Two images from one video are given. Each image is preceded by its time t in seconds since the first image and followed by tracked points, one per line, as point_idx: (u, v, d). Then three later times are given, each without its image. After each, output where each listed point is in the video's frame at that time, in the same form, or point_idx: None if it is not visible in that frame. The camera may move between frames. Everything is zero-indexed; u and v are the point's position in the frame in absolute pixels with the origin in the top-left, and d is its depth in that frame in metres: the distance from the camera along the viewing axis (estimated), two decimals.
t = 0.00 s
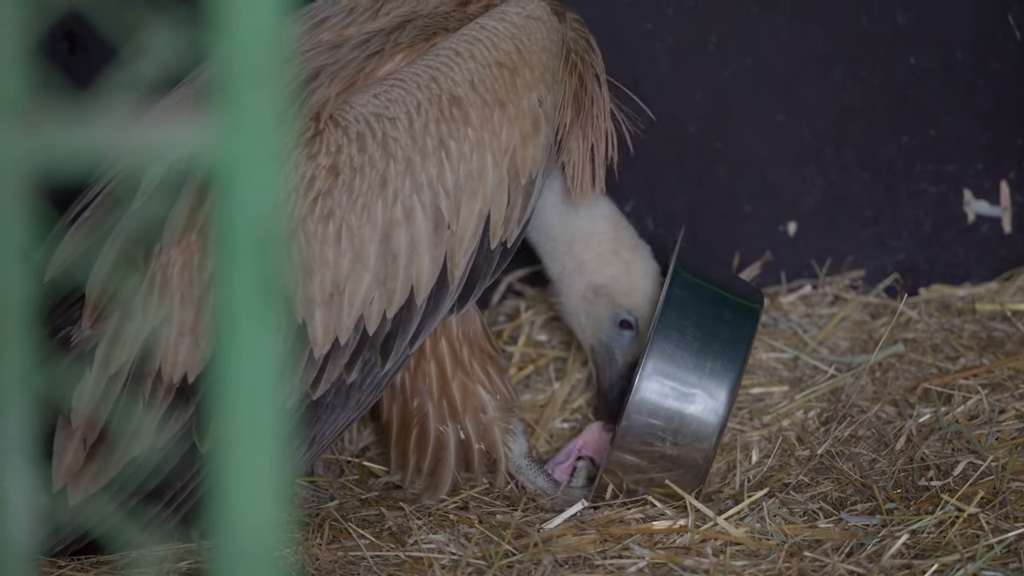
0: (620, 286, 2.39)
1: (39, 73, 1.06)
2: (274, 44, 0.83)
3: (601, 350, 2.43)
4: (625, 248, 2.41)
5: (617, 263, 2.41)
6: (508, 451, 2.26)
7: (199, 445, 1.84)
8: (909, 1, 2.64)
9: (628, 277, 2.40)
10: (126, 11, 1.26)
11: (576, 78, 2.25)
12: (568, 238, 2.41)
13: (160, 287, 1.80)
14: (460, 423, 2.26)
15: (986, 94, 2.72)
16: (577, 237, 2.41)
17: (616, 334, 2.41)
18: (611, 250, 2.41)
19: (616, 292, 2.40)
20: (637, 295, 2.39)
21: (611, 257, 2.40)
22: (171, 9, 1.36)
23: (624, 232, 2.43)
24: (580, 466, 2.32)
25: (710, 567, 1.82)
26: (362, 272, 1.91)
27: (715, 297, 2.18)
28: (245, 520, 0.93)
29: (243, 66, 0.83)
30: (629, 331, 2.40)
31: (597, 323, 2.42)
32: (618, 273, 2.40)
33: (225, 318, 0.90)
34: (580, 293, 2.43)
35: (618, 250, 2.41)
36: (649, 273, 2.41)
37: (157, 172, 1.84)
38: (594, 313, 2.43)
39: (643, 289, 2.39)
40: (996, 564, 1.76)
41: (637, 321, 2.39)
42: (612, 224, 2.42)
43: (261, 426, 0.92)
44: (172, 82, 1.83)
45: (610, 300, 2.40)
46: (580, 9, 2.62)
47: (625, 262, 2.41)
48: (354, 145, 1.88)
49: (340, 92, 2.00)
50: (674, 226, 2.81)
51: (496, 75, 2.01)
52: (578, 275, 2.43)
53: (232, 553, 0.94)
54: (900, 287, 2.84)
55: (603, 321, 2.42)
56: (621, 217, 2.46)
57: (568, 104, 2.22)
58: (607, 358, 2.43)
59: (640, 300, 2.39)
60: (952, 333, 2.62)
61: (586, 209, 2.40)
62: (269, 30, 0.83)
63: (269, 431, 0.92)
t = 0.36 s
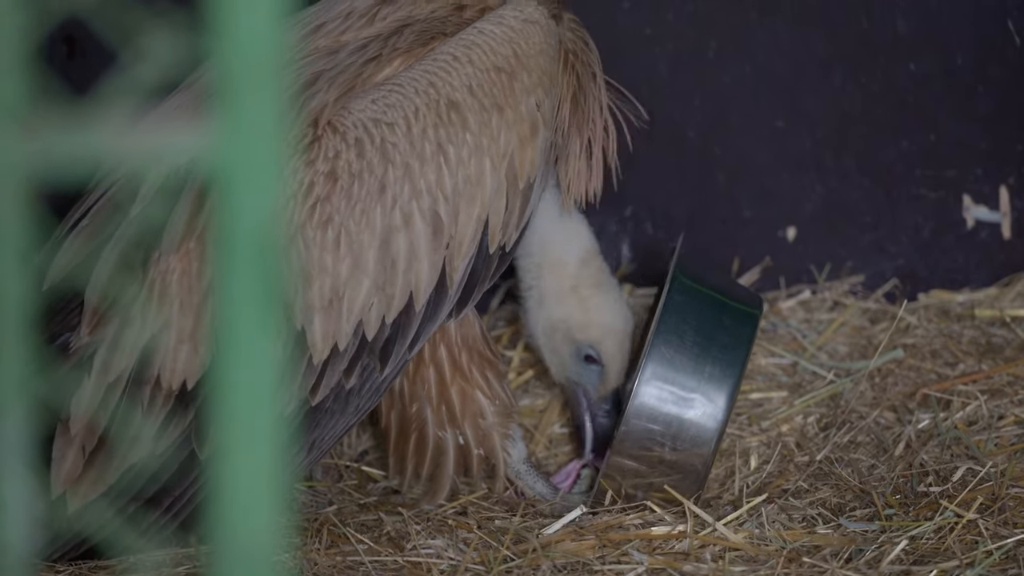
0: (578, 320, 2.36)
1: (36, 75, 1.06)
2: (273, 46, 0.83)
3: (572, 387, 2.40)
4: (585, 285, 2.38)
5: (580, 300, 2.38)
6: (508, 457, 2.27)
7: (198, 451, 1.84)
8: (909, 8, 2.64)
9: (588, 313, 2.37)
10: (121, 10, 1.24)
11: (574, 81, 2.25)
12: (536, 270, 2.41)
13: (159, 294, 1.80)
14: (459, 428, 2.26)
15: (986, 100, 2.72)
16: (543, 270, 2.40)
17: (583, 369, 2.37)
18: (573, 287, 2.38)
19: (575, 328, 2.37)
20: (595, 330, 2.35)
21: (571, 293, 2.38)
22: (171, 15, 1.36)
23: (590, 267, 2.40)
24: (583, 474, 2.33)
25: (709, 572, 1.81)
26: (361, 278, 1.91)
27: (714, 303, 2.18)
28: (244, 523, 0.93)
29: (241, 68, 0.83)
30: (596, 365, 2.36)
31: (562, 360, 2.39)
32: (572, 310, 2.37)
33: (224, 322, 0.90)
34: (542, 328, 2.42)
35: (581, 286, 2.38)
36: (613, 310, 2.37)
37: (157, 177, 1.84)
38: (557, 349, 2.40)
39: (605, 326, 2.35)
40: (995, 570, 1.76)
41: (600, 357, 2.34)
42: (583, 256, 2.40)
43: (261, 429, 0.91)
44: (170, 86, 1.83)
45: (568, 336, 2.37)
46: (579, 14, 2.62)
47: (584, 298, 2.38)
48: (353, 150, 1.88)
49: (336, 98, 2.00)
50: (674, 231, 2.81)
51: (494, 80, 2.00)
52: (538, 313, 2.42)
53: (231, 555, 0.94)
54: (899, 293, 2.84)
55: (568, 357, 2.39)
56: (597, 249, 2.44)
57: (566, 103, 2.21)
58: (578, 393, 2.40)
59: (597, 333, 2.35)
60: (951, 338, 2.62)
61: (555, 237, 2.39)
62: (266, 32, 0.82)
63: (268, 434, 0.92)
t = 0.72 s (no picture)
0: (600, 275, 2.40)
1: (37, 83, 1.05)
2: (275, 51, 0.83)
3: (581, 339, 2.44)
4: (608, 240, 2.41)
5: (601, 254, 2.41)
6: (508, 464, 2.26)
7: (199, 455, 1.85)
8: (909, 12, 2.64)
9: (610, 268, 2.40)
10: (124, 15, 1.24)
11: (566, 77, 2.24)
12: (554, 223, 2.39)
13: (159, 300, 1.81)
14: (458, 435, 2.27)
15: (987, 106, 2.72)
16: (562, 224, 2.39)
17: (595, 325, 2.41)
18: (596, 240, 2.40)
19: (596, 283, 2.41)
20: (618, 286, 2.40)
21: (595, 247, 2.40)
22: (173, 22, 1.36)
23: (612, 223, 2.42)
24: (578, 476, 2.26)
25: None
26: (360, 280, 1.91)
27: (718, 315, 2.19)
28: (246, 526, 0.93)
29: (244, 74, 0.82)
30: (608, 323, 2.41)
31: (576, 312, 2.43)
32: (597, 264, 2.40)
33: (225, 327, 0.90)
34: (560, 279, 2.44)
35: (603, 241, 2.40)
36: (632, 268, 2.42)
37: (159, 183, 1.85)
38: (573, 301, 2.43)
39: (625, 284, 2.40)
40: None
41: (616, 315, 2.39)
42: (602, 212, 2.40)
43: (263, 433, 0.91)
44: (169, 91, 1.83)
45: (588, 289, 2.41)
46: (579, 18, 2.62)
47: (607, 252, 2.41)
48: (350, 152, 1.88)
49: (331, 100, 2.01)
50: (675, 236, 2.81)
51: (489, 77, 2.01)
52: (558, 261, 2.43)
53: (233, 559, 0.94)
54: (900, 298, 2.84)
55: (582, 310, 2.43)
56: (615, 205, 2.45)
57: (562, 101, 2.22)
58: (587, 348, 2.44)
59: (617, 291, 2.40)
60: (952, 343, 2.62)
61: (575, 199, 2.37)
62: (268, 38, 0.82)
63: (270, 438, 0.92)
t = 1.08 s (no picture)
0: (569, 296, 2.37)
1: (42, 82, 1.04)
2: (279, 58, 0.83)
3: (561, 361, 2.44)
4: (583, 261, 2.38)
5: (577, 272, 2.38)
6: (512, 462, 2.27)
7: (199, 455, 1.84)
8: (913, 16, 2.64)
9: (583, 288, 2.37)
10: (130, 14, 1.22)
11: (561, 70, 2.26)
12: (532, 237, 2.40)
13: (158, 299, 1.79)
14: (462, 433, 2.26)
15: (991, 110, 2.72)
16: (540, 238, 2.39)
17: (572, 346, 2.40)
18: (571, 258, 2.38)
19: (568, 302, 2.38)
20: (589, 305, 2.36)
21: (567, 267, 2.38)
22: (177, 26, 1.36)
23: (587, 241, 2.39)
24: (588, 479, 2.32)
25: None
26: (359, 277, 1.90)
27: (721, 308, 2.19)
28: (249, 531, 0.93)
29: (247, 80, 0.82)
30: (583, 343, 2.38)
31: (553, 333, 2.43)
32: (569, 285, 2.38)
33: (229, 332, 0.90)
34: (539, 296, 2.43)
35: (579, 260, 2.38)
36: (607, 287, 2.37)
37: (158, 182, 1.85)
38: (551, 322, 2.43)
39: (596, 302, 2.36)
40: None
41: (585, 334, 2.36)
42: (583, 229, 2.39)
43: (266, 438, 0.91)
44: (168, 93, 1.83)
45: (562, 311, 2.39)
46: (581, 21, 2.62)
47: (580, 272, 2.38)
48: (347, 150, 1.85)
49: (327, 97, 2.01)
50: (678, 239, 2.81)
51: (484, 74, 2.02)
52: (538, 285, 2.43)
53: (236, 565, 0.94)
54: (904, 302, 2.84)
55: (559, 331, 2.42)
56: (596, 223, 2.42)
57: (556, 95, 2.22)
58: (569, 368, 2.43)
59: (588, 310, 2.36)
60: (956, 347, 2.62)
61: (552, 211, 2.38)
62: (273, 45, 0.82)
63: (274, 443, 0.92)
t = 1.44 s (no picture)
0: (557, 335, 2.36)
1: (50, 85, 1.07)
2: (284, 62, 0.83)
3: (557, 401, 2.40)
4: (565, 299, 2.38)
5: (560, 311, 2.38)
6: (515, 463, 2.27)
7: (204, 454, 1.84)
8: (917, 19, 2.64)
9: (567, 325, 2.36)
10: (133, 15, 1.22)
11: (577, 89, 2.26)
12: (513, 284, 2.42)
13: (165, 297, 1.79)
14: (466, 433, 2.26)
15: (995, 113, 2.72)
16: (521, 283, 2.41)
17: (564, 382, 2.37)
18: (552, 298, 2.39)
19: (555, 340, 2.37)
20: (577, 340, 2.35)
21: (551, 307, 2.38)
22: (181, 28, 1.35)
23: (569, 281, 2.40)
24: (590, 483, 2.32)
25: None
26: (367, 281, 1.91)
27: (724, 311, 2.18)
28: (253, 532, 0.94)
29: (251, 82, 0.83)
30: (576, 378, 2.36)
31: (545, 375, 2.40)
32: (556, 324, 2.37)
33: (234, 335, 0.90)
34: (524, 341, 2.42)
35: (560, 299, 2.38)
36: (590, 322, 2.36)
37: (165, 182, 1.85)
38: (541, 364, 2.40)
39: (580, 337, 2.35)
40: None
41: (579, 368, 2.34)
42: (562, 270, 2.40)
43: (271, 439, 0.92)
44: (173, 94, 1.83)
45: (551, 350, 2.37)
46: (586, 23, 2.62)
47: (564, 312, 2.37)
48: (359, 154, 1.87)
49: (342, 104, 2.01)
50: (682, 242, 2.82)
51: (499, 83, 2.01)
52: (523, 330, 2.41)
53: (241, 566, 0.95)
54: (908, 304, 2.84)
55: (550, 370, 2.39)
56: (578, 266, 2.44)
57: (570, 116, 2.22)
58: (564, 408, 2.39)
59: (578, 344, 2.34)
60: (959, 350, 2.62)
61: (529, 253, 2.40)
62: (279, 49, 0.83)
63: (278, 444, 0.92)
